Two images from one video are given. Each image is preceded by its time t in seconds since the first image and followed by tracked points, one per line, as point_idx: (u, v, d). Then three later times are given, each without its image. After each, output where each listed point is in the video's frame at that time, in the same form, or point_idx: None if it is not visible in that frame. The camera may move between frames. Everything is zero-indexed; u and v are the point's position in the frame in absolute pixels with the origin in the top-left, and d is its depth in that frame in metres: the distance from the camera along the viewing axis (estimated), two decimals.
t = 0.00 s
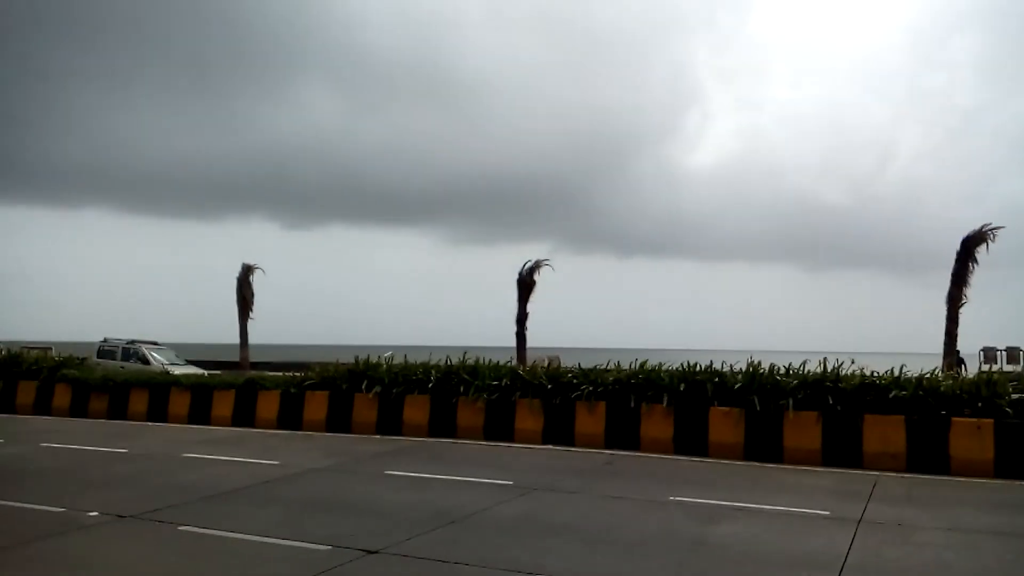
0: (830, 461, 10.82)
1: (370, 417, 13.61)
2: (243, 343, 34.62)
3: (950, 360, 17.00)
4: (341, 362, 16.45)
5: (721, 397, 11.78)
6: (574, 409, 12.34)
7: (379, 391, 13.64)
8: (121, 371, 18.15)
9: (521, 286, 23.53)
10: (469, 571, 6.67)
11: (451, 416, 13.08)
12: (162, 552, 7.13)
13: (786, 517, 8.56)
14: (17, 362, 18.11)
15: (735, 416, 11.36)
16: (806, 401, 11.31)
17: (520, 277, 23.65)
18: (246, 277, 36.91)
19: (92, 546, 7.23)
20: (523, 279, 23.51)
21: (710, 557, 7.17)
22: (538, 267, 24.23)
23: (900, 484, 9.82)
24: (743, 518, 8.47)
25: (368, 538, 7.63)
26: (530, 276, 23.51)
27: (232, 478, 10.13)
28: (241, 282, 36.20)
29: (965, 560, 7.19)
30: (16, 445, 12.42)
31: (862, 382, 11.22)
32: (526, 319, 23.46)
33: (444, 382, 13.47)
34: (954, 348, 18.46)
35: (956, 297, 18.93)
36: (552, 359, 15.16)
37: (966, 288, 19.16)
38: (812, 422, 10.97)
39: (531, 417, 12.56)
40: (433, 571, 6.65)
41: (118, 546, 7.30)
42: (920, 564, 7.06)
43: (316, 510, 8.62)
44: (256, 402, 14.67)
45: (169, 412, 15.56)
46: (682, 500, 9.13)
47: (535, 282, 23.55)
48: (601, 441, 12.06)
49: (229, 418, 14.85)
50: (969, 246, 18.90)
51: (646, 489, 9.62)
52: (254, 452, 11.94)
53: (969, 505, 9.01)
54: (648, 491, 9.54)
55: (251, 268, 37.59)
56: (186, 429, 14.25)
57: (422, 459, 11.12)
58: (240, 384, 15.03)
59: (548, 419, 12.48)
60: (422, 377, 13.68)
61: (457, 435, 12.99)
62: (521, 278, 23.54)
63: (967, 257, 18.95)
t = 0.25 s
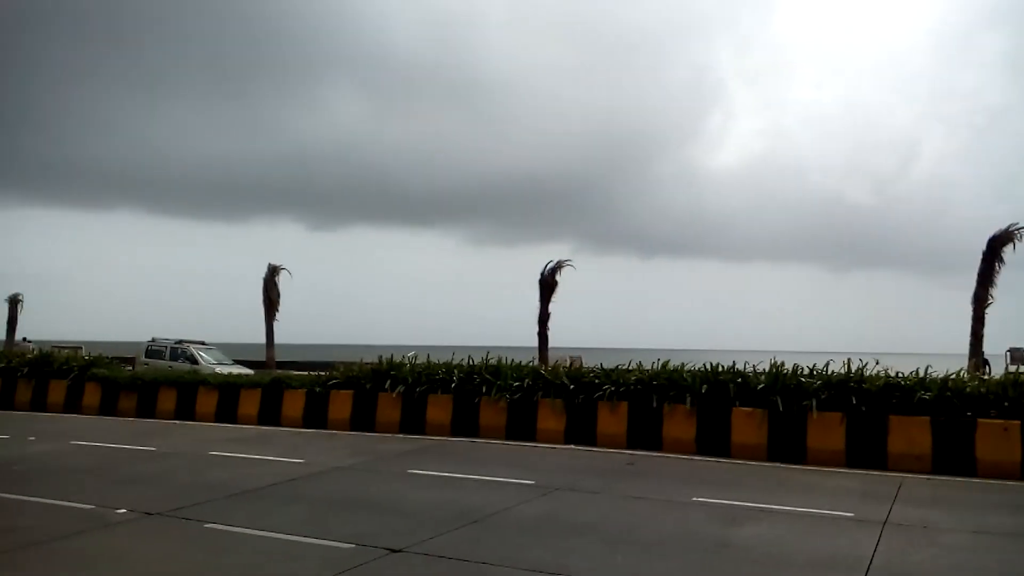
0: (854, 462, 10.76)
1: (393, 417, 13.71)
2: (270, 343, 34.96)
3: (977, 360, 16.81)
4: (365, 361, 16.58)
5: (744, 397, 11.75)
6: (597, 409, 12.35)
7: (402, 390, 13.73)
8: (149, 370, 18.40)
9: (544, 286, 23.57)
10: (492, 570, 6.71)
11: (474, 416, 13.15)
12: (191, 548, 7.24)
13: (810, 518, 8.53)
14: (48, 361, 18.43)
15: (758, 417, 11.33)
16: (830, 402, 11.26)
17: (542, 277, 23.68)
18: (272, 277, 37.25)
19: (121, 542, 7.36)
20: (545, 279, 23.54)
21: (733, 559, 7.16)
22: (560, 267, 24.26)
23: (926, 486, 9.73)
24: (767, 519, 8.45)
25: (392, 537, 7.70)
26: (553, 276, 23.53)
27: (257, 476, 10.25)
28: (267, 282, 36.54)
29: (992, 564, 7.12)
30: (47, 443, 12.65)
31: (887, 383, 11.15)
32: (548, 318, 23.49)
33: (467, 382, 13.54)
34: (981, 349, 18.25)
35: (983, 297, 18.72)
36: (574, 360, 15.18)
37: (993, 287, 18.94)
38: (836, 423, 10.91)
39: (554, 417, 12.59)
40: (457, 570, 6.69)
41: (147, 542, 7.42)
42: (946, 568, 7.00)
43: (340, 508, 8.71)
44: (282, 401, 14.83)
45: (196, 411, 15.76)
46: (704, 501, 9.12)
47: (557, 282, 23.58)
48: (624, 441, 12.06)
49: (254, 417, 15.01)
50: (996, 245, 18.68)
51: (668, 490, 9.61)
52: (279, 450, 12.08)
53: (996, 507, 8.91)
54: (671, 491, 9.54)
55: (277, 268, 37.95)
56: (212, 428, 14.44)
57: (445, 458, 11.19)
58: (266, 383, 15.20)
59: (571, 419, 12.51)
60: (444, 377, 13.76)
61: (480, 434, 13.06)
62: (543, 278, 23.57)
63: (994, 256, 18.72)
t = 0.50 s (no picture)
0: (867, 463, 10.70)
1: (405, 417, 13.74)
2: (282, 344, 35.13)
3: (991, 360, 16.69)
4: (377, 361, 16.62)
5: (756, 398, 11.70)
6: (608, 410, 12.34)
7: (414, 390, 13.76)
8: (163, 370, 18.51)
9: (555, 286, 23.56)
10: (503, 570, 6.71)
11: (485, 416, 13.16)
12: (204, 547, 7.27)
13: (823, 519, 8.48)
14: (63, 362, 18.56)
15: (770, 417, 11.28)
16: (843, 402, 11.20)
17: (553, 278, 23.68)
18: (285, 278, 37.41)
19: (135, 541, 7.41)
20: (556, 279, 23.53)
21: (746, 560, 7.14)
22: (571, 267, 24.25)
23: (940, 487, 9.67)
24: (779, 520, 8.42)
25: (404, 537, 7.71)
26: (564, 276, 23.53)
27: (270, 476, 10.30)
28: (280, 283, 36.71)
29: (1008, 565, 7.07)
30: (62, 443, 12.75)
31: (900, 383, 11.09)
32: (559, 319, 23.48)
33: (478, 382, 13.55)
34: (995, 350, 18.12)
35: (997, 297, 18.58)
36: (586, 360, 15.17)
37: (1007, 288, 18.80)
38: (849, 423, 10.86)
39: (565, 417, 12.58)
40: (469, 570, 6.70)
41: (160, 542, 7.45)
42: (961, 569, 6.95)
43: (352, 508, 8.73)
44: (294, 401, 14.89)
45: (210, 411, 15.84)
46: (716, 502, 9.09)
47: (568, 283, 23.57)
48: (636, 441, 12.05)
49: (267, 417, 15.08)
50: (1010, 245, 18.54)
51: (680, 490, 9.59)
52: (292, 450, 12.12)
53: (1012, 509, 8.84)
54: (683, 492, 9.51)
55: (289, 269, 38.11)
56: (225, 427, 14.51)
57: (456, 458, 11.20)
58: (278, 383, 15.27)
59: (582, 419, 12.50)
60: (456, 376, 13.78)
61: (492, 434, 13.07)
62: (554, 278, 23.57)
63: (1008, 256, 18.59)
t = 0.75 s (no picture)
0: (896, 464, 10.57)
1: (429, 418, 13.79)
2: (307, 345, 35.41)
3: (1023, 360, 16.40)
4: (401, 362, 16.70)
5: (783, 399, 11.61)
6: (633, 411, 12.29)
7: (438, 391, 13.81)
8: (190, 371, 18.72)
9: (578, 287, 23.51)
10: (529, 571, 6.71)
11: (510, 417, 13.17)
12: (232, 547, 7.35)
13: (851, 521, 8.40)
14: (93, 363, 18.85)
15: (797, 418, 11.19)
16: (871, 402, 11.08)
17: (576, 278, 23.65)
18: (310, 280, 37.72)
19: (165, 541, 7.50)
20: (580, 279, 23.47)
21: (773, 562, 7.08)
22: (594, 267, 24.19)
23: (971, 489, 9.53)
24: (806, 522, 8.35)
25: (430, 537, 7.75)
26: (587, 276, 23.48)
27: (297, 476, 10.39)
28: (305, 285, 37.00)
29: None
30: (93, 443, 12.94)
31: (930, 383, 10.95)
32: (582, 319, 23.44)
33: (503, 383, 13.56)
34: None
35: None
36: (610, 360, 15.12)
37: None
38: (877, 424, 10.73)
39: (590, 418, 12.55)
40: (495, 571, 6.71)
41: (189, 542, 7.54)
42: (993, 572, 6.85)
43: (378, 508, 8.79)
44: (320, 402, 15.01)
45: (237, 412, 16.01)
46: (743, 504, 9.03)
47: (591, 283, 23.52)
48: (661, 442, 12.00)
49: (293, 418, 15.20)
50: None
51: (706, 492, 9.54)
52: (318, 450, 12.21)
53: None
54: (709, 493, 9.46)
55: (314, 271, 38.39)
56: (252, 428, 14.65)
57: (481, 459, 11.22)
58: (304, 385, 15.39)
59: (607, 420, 12.47)
60: (480, 377, 13.80)
61: (516, 435, 13.08)
62: (577, 278, 23.53)
63: None
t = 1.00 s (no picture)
0: (912, 465, 10.51)
1: (442, 418, 13.81)
2: (320, 346, 35.55)
3: None
4: (413, 363, 16.73)
5: (797, 399, 11.56)
6: (646, 411, 12.27)
7: (451, 392, 13.83)
8: (205, 372, 18.83)
9: (589, 287, 23.50)
10: (542, 572, 6.71)
11: (522, 417, 13.17)
12: (247, 547, 7.39)
13: (866, 523, 8.35)
14: (109, 364, 18.99)
15: (811, 418, 11.13)
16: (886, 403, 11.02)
17: (588, 279, 23.64)
18: (323, 282, 37.87)
19: (181, 541, 7.55)
20: (591, 280, 23.47)
21: (788, 563, 7.05)
22: (606, 268, 24.18)
23: (988, 490, 9.45)
24: (821, 524, 8.30)
25: (443, 538, 7.76)
26: (599, 276, 23.46)
27: (311, 476, 10.43)
28: (318, 286, 37.15)
29: None
30: (110, 444, 13.05)
31: (946, 383, 10.87)
32: (594, 320, 23.42)
33: (515, 384, 13.57)
34: None
35: None
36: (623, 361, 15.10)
37: None
38: (892, 425, 10.67)
39: (603, 418, 12.54)
40: (508, 572, 6.71)
41: (204, 542, 7.58)
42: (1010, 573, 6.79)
43: (392, 508, 8.81)
44: (333, 403, 15.07)
45: (251, 412, 16.09)
46: (757, 504, 9.00)
47: (603, 283, 23.50)
48: (674, 443, 11.97)
49: (307, 418, 15.27)
50: None
51: (720, 493, 9.51)
52: (331, 450, 12.26)
53: None
54: (723, 494, 9.43)
55: (327, 272, 38.55)
56: (267, 429, 14.73)
57: (494, 460, 11.23)
58: (318, 385, 15.46)
59: (620, 420, 12.45)
60: (492, 378, 13.82)
61: (529, 436, 13.09)
62: (589, 279, 23.51)
63: None
